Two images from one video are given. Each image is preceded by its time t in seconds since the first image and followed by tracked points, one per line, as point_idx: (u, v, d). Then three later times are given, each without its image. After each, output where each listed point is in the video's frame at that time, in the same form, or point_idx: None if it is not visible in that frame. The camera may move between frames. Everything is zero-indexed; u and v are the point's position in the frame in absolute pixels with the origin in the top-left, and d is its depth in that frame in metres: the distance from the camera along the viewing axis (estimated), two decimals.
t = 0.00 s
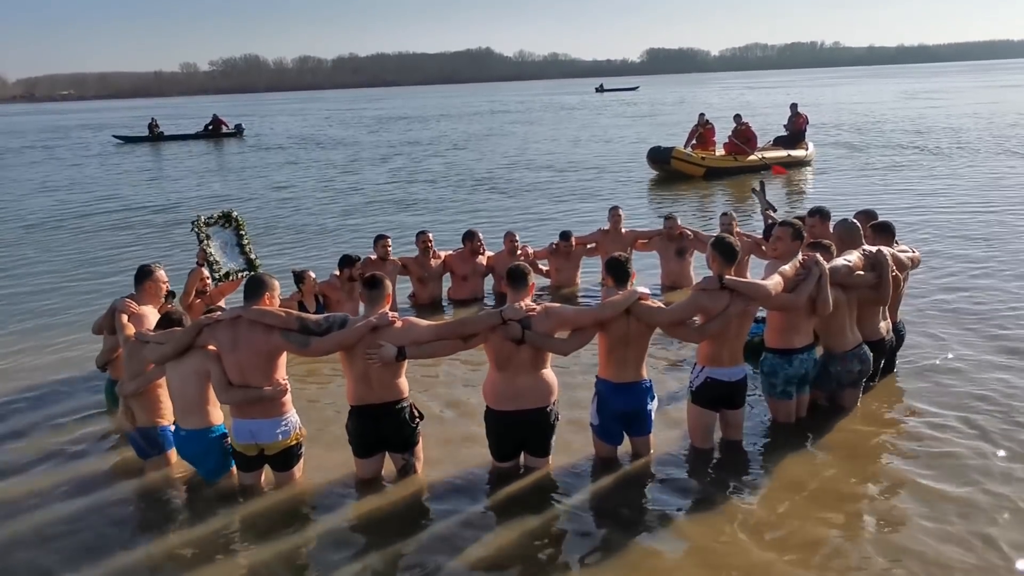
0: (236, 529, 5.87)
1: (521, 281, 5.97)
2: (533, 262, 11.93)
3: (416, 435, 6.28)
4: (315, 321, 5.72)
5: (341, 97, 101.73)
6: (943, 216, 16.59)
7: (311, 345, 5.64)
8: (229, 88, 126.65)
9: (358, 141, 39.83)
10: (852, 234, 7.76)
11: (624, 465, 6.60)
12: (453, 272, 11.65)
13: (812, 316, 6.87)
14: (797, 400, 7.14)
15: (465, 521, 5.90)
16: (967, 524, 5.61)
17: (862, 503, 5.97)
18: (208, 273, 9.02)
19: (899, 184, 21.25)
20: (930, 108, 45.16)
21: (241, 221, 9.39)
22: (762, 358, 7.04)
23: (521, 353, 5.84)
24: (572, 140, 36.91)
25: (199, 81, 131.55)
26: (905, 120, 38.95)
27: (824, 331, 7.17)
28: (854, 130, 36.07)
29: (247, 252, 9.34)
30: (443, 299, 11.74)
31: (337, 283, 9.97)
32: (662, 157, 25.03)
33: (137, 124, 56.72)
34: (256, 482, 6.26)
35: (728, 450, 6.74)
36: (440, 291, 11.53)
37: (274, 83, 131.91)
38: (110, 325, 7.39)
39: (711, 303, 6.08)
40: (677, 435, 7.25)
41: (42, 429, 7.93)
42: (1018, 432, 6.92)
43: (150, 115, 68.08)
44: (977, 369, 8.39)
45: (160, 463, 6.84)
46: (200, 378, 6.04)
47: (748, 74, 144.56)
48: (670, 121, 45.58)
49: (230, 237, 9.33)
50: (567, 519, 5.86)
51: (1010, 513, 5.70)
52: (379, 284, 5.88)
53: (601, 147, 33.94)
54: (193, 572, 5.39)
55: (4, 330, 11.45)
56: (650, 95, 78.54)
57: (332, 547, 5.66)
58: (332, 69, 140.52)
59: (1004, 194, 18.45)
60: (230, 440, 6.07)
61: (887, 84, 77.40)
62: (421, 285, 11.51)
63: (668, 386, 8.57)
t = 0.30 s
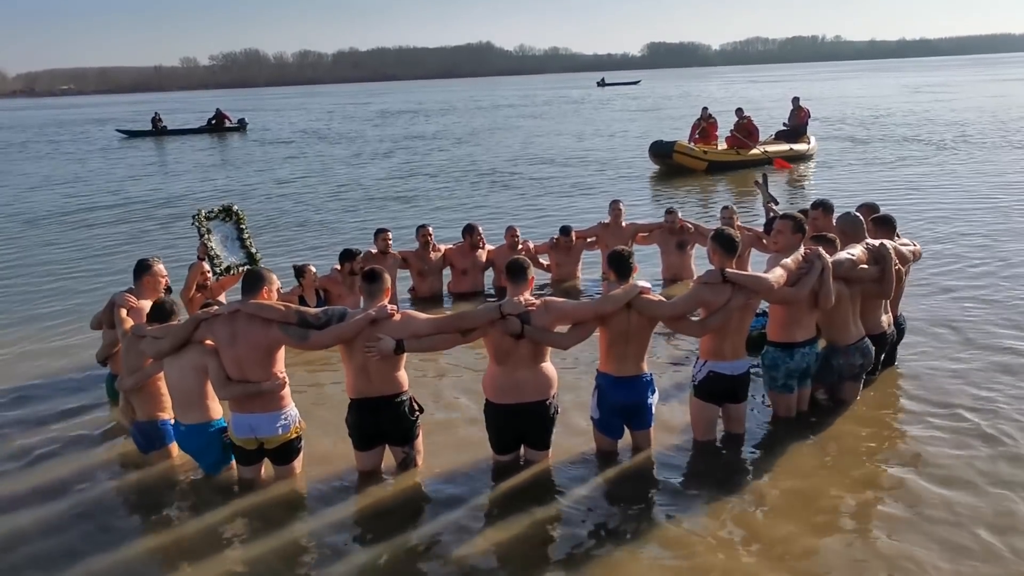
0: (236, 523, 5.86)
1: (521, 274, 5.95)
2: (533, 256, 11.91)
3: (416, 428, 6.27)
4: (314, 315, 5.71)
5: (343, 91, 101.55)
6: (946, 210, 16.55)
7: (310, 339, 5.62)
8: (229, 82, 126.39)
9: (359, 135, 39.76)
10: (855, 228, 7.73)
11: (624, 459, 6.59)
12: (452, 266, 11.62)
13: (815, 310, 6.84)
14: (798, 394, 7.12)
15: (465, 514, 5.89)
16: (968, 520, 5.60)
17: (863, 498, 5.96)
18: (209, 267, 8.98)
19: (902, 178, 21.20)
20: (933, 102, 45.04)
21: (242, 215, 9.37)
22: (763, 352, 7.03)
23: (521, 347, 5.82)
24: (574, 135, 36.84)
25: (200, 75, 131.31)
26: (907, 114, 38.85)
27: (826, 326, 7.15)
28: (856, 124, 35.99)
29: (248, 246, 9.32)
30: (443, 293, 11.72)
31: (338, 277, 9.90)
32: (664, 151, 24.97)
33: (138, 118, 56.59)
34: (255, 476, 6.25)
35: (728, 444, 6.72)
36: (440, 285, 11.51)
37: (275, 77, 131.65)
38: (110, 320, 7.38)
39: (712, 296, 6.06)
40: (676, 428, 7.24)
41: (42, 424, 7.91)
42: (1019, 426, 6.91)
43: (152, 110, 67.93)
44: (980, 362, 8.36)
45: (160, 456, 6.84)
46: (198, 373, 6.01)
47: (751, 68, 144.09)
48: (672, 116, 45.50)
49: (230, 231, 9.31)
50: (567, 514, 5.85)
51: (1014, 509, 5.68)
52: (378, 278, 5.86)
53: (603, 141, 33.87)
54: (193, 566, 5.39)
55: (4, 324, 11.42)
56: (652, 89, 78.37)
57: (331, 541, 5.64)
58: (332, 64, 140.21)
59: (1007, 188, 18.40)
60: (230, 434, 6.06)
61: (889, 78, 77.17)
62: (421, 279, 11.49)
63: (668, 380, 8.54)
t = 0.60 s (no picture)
0: (236, 516, 5.86)
1: (522, 270, 5.93)
2: (534, 252, 11.88)
3: (416, 423, 6.26)
4: (314, 310, 5.69)
5: (346, 88, 101.54)
6: (950, 207, 16.52)
7: (310, 334, 5.61)
8: (231, 78, 126.30)
9: (362, 131, 39.73)
10: (859, 224, 7.70)
11: (625, 454, 6.58)
12: (452, 261, 11.60)
13: (817, 306, 6.81)
14: (798, 389, 7.11)
15: (466, 509, 5.88)
16: (974, 516, 5.56)
17: (864, 493, 5.93)
18: (211, 262, 9.00)
19: (906, 174, 21.14)
20: (936, 99, 44.90)
21: (244, 210, 9.26)
22: (764, 348, 7.01)
23: (521, 342, 5.80)
24: (577, 131, 36.81)
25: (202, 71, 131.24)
26: (910, 111, 38.80)
27: (829, 322, 7.14)
28: (859, 121, 35.90)
29: (250, 241, 9.25)
30: (444, 288, 11.69)
31: (338, 273, 9.89)
32: (666, 148, 24.91)
33: (142, 114, 56.63)
34: (255, 470, 6.24)
35: (729, 439, 6.71)
36: (439, 280, 11.49)
37: (278, 73, 131.74)
38: (110, 315, 7.37)
39: (715, 291, 6.03)
40: (678, 424, 7.22)
41: (41, 418, 7.89)
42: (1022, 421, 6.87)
43: (157, 106, 68.06)
44: (983, 358, 8.33)
45: (160, 451, 6.84)
46: (196, 369, 5.99)
47: (754, 65, 143.82)
48: (675, 112, 45.41)
49: (232, 227, 9.22)
50: (568, 509, 5.84)
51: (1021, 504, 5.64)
52: (378, 273, 5.84)
53: (605, 138, 33.82)
54: (192, 559, 5.38)
55: (6, 319, 11.40)
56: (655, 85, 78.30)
57: (331, 536, 5.63)
58: (334, 61, 140.14)
59: (1011, 184, 18.37)
60: (230, 429, 6.05)
61: (893, 75, 77.03)
62: (421, 274, 11.47)
63: (670, 376, 8.52)
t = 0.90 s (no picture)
0: (235, 513, 5.85)
1: (523, 267, 5.91)
2: (534, 249, 11.85)
3: (417, 420, 6.25)
4: (314, 307, 5.68)
5: (347, 86, 101.46)
6: (952, 205, 16.48)
7: (311, 331, 5.60)
8: (232, 76, 126.18)
9: (363, 129, 39.69)
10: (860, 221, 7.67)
11: (626, 451, 6.57)
12: (452, 259, 11.59)
13: (818, 303, 6.80)
14: (799, 386, 7.09)
15: (466, 507, 5.87)
16: (975, 513, 5.53)
17: (865, 490, 5.90)
18: (210, 260, 9.02)
19: (908, 173, 21.08)
20: (940, 97, 44.75)
21: (243, 207, 9.24)
22: (765, 345, 6.99)
23: (522, 339, 5.78)
24: (578, 129, 36.76)
25: (204, 69, 131.08)
26: (913, 109, 38.69)
27: (830, 319, 7.12)
28: (862, 120, 35.82)
29: (250, 238, 9.23)
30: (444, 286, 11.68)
31: (338, 270, 9.88)
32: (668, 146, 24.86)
33: (144, 111, 56.65)
34: (255, 466, 6.23)
35: (731, 437, 6.69)
36: (438, 277, 11.47)
37: (279, 71, 131.69)
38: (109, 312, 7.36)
39: (717, 288, 6.01)
40: (679, 422, 7.20)
41: (40, 415, 7.88)
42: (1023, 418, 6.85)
43: (160, 104, 68.09)
44: (985, 355, 8.29)
45: (160, 448, 6.83)
46: (196, 366, 5.97)
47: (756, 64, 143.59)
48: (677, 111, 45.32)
49: (232, 223, 9.21)
50: (568, 506, 5.82)
51: None
52: (378, 269, 5.82)
53: (606, 136, 33.77)
54: (191, 555, 5.37)
55: (6, 315, 11.39)
56: (657, 84, 78.19)
57: (331, 532, 5.62)
58: (336, 59, 140.04)
59: (1014, 183, 18.31)
60: (230, 426, 6.04)
61: (896, 74, 76.83)
62: (420, 271, 11.45)
63: (670, 373, 8.51)
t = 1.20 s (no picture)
0: (235, 511, 5.85)
1: (523, 265, 5.91)
2: (534, 248, 11.85)
3: (417, 418, 6.24)
4: (314, 305, 5.68)
5: (348, 84, 101.36)
6: (954, 205, 16.47)
7: (310, 329, 5.60)
8: (232, 75, 126.06)
9: (364, 128, 39.65)
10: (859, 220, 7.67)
11: (626, 449, 6.57)
12: (451, 257, 11.59)
13: (817, 301, 6.80)
14: (799, 384, 7.10)
15: (466, 505, 5.87)
16: (974, 514, 5.53)
17: (865, 490, 5.90)
18: (209, 259, 8.99)
19: (910, 173, 21.07)
20: (942, 97, 44.73)
21: (242, 207, 9.30)
22: (765, 343, 6.99)
23: (522, 337, 5.78)
24: (579, 129, 36.73)
25: (204, 68, 130.94)
26: (914, 109, 38.67)
27: (829, 317, 7.13)
28: (863, 119, 35.79)
29: (249, 237, 9.28)
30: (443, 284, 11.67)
31: (338, 268, 9.87)
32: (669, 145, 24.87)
33: (144, 110, 56.55)
34: (255, 465, 6.22)
35: (731, 435, 6.69)
36: (437, 276, 11.46)
37: (280, 70, 131.57)
38: (108, 310, 7.36)
39: (717, 286, 6.01)
40: (678, 421, 7.20)
41: (39, 413, 7.86)
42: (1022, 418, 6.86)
43: (162, 103, 68.01)
44: (985, 356, 8.29)
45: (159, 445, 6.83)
46: (194, 364, 5.97)
47: (757, 64, 143.53)
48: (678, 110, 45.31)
49: (230, 223, 9.27)
50: (568, 505, 5.82)
51: None
52: (378, 268, 5.82)
53: (607, 136, 33.74)
54: (190, 553, 5.37)
55: (5, 313, 11.37)
56: (658, 83, 78.11)
57: (331, 531, 5.61)
58: (337, 58, 139.91)
59: (1015, 183, 18.30)
60: (229, 424, 6.04)
61: (898, 74, 76.74)
62: (419, 269, 11.44)
63: (670, 372, 8.51)
